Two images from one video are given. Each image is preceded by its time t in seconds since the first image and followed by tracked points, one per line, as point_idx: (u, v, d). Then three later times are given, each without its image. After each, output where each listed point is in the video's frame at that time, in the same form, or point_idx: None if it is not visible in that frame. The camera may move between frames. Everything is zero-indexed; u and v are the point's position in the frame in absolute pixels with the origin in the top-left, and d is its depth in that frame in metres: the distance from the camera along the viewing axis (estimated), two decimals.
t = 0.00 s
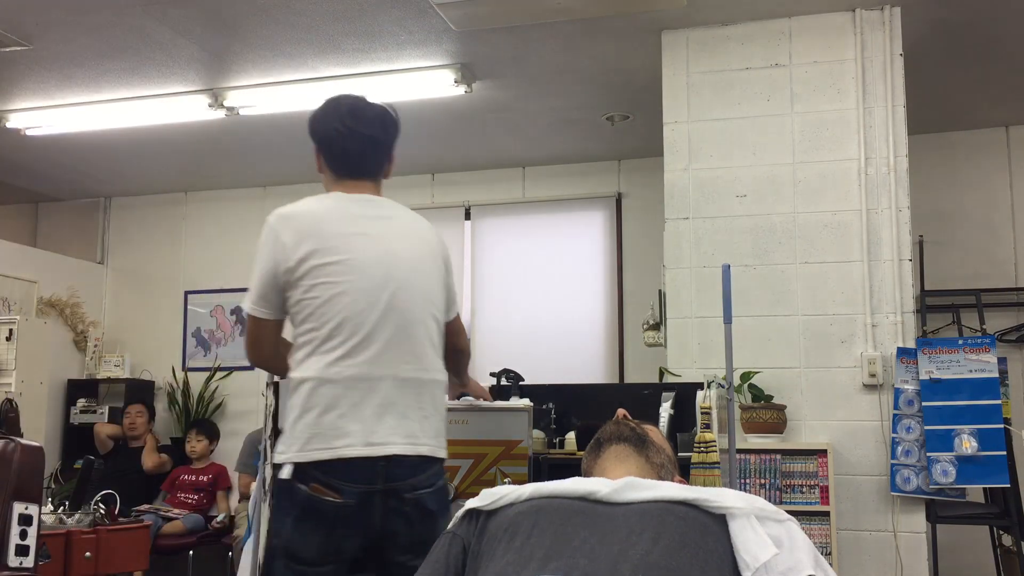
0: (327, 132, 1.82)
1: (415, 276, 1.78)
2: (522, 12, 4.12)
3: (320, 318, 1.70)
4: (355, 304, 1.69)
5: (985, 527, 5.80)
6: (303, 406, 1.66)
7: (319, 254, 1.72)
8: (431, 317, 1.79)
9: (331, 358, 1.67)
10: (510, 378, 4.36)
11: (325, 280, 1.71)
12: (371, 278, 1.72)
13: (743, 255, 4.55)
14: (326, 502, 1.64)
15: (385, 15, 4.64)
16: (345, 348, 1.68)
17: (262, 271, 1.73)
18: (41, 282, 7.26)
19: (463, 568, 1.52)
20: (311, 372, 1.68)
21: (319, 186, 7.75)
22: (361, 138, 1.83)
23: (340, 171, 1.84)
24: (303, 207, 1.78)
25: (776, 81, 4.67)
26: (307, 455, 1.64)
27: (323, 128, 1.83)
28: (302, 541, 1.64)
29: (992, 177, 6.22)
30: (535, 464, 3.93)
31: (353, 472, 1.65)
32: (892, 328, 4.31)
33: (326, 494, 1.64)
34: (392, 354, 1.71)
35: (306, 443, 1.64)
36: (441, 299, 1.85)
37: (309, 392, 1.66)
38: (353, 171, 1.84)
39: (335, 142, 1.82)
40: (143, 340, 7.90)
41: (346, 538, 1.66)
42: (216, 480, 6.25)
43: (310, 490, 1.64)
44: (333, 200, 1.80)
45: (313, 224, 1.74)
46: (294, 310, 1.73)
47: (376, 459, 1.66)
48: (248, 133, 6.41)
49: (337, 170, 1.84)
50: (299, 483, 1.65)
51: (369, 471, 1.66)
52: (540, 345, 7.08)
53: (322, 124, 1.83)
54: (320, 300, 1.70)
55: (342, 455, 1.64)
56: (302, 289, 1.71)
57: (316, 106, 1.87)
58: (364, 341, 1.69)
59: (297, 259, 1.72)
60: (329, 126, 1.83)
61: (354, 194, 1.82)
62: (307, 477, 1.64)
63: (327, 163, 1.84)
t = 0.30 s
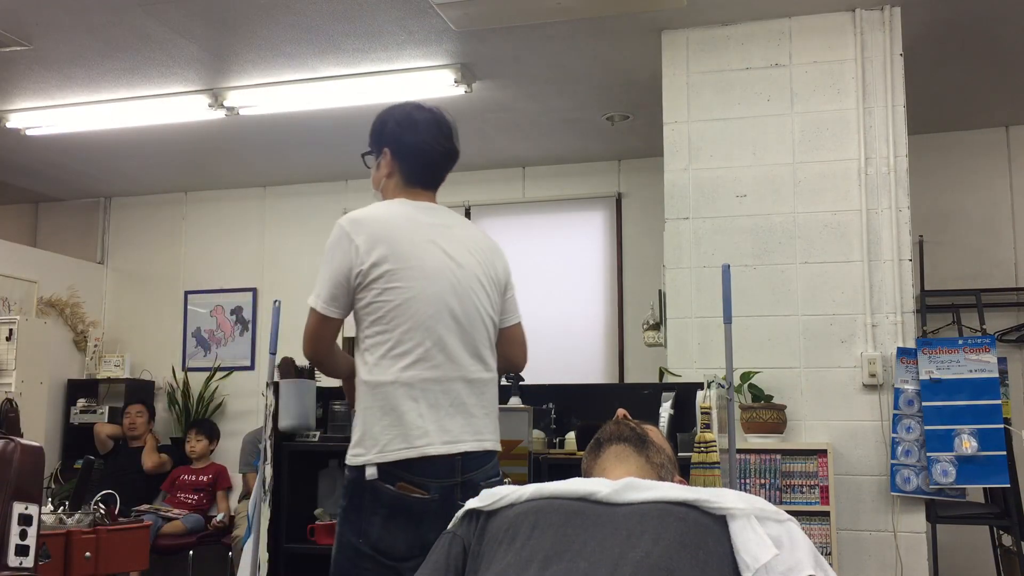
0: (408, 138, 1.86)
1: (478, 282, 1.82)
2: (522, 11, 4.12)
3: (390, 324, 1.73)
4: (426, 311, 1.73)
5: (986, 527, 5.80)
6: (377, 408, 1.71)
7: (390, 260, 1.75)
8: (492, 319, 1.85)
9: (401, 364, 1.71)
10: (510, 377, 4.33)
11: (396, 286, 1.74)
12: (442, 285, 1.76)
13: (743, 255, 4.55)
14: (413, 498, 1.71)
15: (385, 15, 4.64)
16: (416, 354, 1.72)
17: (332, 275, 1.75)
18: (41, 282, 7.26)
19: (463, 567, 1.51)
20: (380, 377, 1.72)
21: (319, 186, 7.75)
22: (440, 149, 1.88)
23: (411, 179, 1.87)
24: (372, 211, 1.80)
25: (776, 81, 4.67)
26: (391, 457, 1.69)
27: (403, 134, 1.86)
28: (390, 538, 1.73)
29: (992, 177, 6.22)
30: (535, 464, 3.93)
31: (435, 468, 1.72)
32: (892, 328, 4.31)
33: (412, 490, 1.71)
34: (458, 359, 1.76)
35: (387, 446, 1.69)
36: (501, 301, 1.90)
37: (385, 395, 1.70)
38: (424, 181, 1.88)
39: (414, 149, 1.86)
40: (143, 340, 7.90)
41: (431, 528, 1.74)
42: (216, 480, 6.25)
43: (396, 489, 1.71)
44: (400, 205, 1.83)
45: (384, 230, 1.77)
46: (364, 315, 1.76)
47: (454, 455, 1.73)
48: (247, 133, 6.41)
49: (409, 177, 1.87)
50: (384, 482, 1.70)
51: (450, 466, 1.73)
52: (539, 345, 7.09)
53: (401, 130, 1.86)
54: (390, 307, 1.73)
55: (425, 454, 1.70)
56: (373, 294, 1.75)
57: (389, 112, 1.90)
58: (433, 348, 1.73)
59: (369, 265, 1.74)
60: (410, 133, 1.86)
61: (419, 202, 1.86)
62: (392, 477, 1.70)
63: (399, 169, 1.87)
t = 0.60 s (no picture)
0: (452, 138, 1.95)
1: (504, 287, 1.89)
2: (522, 11, 4.12)
3: (420, 320, 1.78)
4: (456, 311, 1.79)
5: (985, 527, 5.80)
6: (396, 401, 1.75)
7: (425, 258, 1.79)
8: (511, 324, 1.92)
9: (427, 360, 1.76)
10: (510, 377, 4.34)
11: (429, 284, 1.79)
12: (472, 289, 1.82)
13: (743, 255, 4.55)
14: (433, 491, 1.75)
15: (385, 15, 4.64)
16: (443, 352, 1.77)
17: (366, 264, 1.79)
18: (41, 282, 7.26)
19: (464, 568, 1.51)
20: (405, 371, 1.77)
21: (318, 186, 7.75)
22: (479, 151, 1.98)
23: (451, 178, 1.97)
24: (411, 206, 1.84)
25: (776, 81, 4.67)
26: (407, 450, 1.73)
27: (448, 133, 1.95)
28: (409, 529, 1.76)
29: (992, 177, 6.22)
30: (535, 464, 3.93)
31: (453, 462, 1.76)
32: (892, 328, 4.31)
33: (431, 483, 1.75)
34: (480, 361, 1.82)
35: (404, 439, 1.74)
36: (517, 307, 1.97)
37: (411, 389, 1.75)
38: (461, 180, 1.98)
39: (457, 149, 1.95)
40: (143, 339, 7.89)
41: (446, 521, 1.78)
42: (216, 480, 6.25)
43: (417, 480, 1.74)
44: (437, 204, 1.88)
45: (424, 227, 1.82)
46: (393, 307, 1.81)
47: (470, 452, 1.77)
48: (248, 133, 6.41)
49: (449, 177, 1.96)
50: (405, 474, 1.73)
51: (468, 460, 1.77)
52: (539, 345, 7.09)
53: (445, 129, 1.95)
54: (422, 303, 1.78)
55: (442, 449, 1.74)
56: (405, 289, 1.79)
57: (430, 110, 1.97)
58: (460, 347, 1.79)
59: (404, 260, 1.79)
60: (454, 133, 1.95)
61: (455, 202, 1.95)
62: (410, 470, 1.74)
63: (440, 168, 1.96)
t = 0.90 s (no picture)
0: (471, 137, 1.97)
1: (515, 295, 1.95)
2: (522, 12, 4.12)
3: (451, 320, 1.80)
4: (482, 316, 1.83)
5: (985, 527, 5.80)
6: (418, 399, 1.76)
7: (460, 260, 1.83)
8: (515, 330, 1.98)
9: (456, 359, 1.79)
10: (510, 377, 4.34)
11: (460, 286, 1.82)
12: (496, 293, 1.88)
13: (743, 255, 4.55)
14: (448, 486, 1.76)
15: (385, 16, 4.64)
16: (468, 353, 1.81)
17: (405, 258, 1.77)
18: (41, 282, 7.26)
19: (463, 569, 1.51)
20: (432, 368, 1.78)
21: (318, 186, 7.75)
22: (492, 150, 2.01)
23: (466, 175, 2.00)
24: (443, 206, 1.86)
25: (776, 81, 4.67)
26: (425, 447, 1.74)
27: (467, 131, 1.97)
28: (424, 526, 1.75)
29: (992, 177, 6.22)
30: (535, 464, 3.93)
31: (468, 458, 1.78)
32: (892, 328, 4.31)
33: (447, 479, 1.76)
34: (494, 364, 1.87)
35: (423, 436, 1.74)
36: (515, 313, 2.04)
37: (437, 388, 1.76)
38: (475, 178, 2.02)
39: (475, 147, 1.98)
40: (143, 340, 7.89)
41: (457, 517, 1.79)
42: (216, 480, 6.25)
43: (433, 476, 1.75)
44: (463, 205, 1.91)
45: (457, 228, 1.85)
46: (421, 304, 1.81)
47: (481, 451, 1.80)
48: (248, 133, 6.40)
49: (465, 175, 1.99)
50: (422, 470, 1.74)
51: (478, 457, 1.80)
52: (539, 345, 7.09)
53: (464, 127, 1.97)
54: (454, 304, 1.81)
55: (458, 447, 1.76)
56: (438, 287, 1.81)
57: (447, 108, 1.98)
58: (481, 350, 1.83)
59: (441, 259, 1.81)
60: (473, 131, 1.97)
61: (470, 201, 1.97)
62: (426, 466, 1.74)
63: (457, 165, 1.98)
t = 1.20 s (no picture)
0: (471, 137, 2.07)
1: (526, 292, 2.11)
2: (522, 11, 4.12)
3: (486, 314, 1.92)
4: (510, 310, 1.97)
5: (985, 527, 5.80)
6: (462, 393, 1.85)
7: (490, 256, 1.95)
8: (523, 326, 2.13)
9: (492, 352, 1.91)
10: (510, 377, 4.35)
11: (492, 281, 1.95)
12: (517, 290, 2.02)
13: (743, 255, 4.55)
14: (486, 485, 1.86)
15: (385, 15, 4.64)
16: (501, 346, 1.93)
17: (447, 253, 1.87)
18: (41, 282, 7.26)
19: (463, 569, 1.51)
20: (472, 363, 1.88)
21: (318, 186, 7.75)
22: (487, 148, 2.12)
23: (469, 175, 2.09)
24: (469, 205, 1.98)
25: (776, 81, 4.67)
26: (474, 440, 1.84)
27: (467, 132, 2.07)
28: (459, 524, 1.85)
29: (992, 177, 6.22)
30: (535, 464, 3.94)
31: (500, 457, 1.90)
32: (892, 328, 4.31)
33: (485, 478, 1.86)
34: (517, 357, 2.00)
35: (470, 430, 1.84)
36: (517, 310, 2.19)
37: (477, 380, 1.87)
38: (477, 177, 2.11)
39: (475, 146, 2.08)
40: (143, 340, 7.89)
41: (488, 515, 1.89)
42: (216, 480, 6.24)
43: (474, 474, 1.84)
44: (479, 206, 2.03)
45: (484, 228, 1.98)
46: (456, 299, 1.91)
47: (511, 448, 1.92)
48: (248, 133, 6.40)
49: (470, 175, 2.08)
50: (465, 469, 1.84)
51: (507, 457, 1.91)
52: (539, 345, 7.09)
53: (464, 128, 2.06)
54: (488, 299, 1.93)
55: (496, 442, 1.88)
56: (473, 282, 1.92)
57: (442, 110, 2.06)
58: (510, 342, 1.96)
59: (475, 255, 1.93)
60: (471, 132, 2.07)
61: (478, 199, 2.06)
62: (468, 465, 1.84)
63: (462, 166, 2.07)
